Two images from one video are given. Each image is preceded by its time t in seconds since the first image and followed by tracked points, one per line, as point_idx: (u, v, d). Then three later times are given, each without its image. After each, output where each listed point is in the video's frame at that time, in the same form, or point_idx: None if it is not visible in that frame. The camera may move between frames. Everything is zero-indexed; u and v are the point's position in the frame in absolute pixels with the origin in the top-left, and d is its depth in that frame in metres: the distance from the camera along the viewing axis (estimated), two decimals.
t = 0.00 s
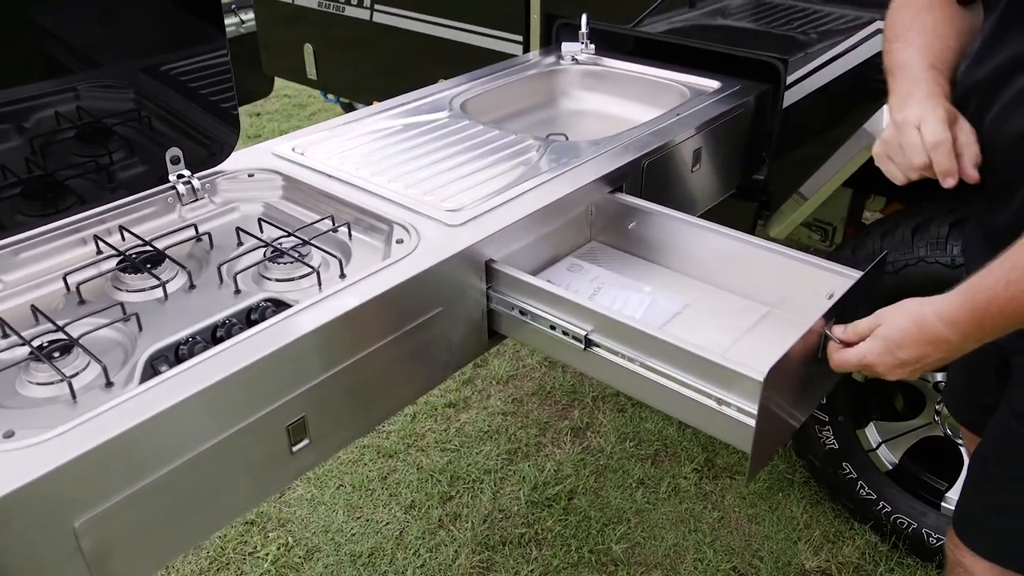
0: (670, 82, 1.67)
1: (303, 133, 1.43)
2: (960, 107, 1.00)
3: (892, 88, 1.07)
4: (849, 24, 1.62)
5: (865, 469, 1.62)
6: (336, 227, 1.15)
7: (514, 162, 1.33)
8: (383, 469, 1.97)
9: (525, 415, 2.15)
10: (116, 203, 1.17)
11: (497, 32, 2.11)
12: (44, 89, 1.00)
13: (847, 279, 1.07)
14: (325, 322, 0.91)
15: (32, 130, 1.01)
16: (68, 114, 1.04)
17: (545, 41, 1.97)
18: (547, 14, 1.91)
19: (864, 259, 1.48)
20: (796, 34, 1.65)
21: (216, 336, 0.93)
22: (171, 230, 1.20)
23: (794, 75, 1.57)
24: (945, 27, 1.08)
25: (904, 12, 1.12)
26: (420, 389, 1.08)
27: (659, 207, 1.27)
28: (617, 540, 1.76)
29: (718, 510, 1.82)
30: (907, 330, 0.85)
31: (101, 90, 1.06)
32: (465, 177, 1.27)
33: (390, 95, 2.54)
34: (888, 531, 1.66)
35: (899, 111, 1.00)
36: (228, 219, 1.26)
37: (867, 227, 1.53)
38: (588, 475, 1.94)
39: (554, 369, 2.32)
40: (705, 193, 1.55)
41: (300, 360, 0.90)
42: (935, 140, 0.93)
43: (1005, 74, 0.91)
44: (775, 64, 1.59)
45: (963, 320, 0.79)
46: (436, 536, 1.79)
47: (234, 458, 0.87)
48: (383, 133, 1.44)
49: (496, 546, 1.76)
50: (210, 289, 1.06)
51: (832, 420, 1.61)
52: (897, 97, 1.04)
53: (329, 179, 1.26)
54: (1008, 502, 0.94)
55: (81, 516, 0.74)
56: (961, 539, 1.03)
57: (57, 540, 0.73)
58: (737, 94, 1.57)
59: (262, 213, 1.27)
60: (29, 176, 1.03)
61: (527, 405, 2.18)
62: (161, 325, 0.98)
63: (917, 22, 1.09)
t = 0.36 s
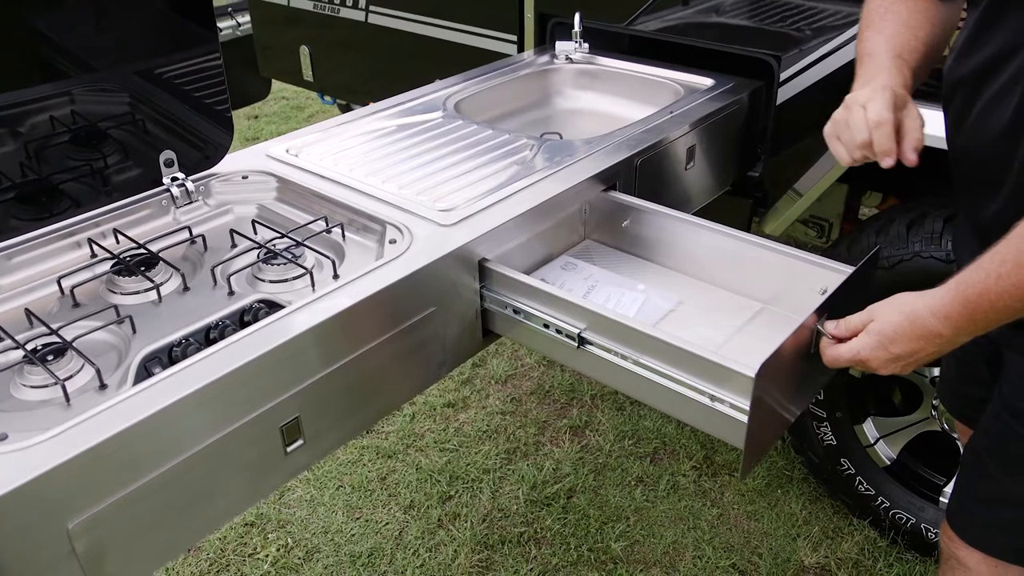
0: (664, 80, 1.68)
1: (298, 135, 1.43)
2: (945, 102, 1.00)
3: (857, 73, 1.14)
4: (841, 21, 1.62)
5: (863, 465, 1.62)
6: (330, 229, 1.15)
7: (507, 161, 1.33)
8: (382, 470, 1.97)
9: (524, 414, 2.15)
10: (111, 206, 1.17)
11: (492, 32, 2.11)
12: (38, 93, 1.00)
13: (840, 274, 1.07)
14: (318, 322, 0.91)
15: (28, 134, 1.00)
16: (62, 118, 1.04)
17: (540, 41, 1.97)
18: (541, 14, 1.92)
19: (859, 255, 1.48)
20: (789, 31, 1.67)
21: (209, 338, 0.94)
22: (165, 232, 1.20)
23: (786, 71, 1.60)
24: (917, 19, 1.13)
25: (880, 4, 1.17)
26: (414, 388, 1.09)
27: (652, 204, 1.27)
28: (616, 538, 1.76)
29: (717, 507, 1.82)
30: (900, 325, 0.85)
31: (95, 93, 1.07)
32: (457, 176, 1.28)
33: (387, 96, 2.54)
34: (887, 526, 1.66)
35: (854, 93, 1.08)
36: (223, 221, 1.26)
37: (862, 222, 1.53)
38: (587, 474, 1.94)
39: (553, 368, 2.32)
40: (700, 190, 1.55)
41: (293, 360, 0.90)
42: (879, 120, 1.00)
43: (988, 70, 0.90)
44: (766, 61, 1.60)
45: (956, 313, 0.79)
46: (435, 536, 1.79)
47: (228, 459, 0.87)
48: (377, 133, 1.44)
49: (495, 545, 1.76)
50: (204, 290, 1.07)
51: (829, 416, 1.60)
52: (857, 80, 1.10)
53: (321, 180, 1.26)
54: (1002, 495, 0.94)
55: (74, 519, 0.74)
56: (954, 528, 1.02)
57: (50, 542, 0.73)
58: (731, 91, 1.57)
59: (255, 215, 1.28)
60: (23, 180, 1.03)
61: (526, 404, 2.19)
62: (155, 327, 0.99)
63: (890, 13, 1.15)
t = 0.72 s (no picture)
0: (660, 83, 1.69)
1: (294, 140, 1.44)
2: (932, 103, 1.00)
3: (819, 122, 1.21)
4: (837, 23, 1.59)
5: (861, 466, 1.62)
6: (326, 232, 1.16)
7: (502, 164, 1.34)
8: (382, 473, 1.98)
9: (523, 417, 2.15)
10: (109, 211, 1.17)
11: (489, 36, 2.12)
12: (37, 99, 1.01)
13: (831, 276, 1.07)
14: (315, 324, 0.92)
15: (26, 140, 1.01)
16: (61, 124, 1.05)
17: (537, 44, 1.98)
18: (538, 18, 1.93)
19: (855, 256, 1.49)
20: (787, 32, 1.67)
21: (206, 341, 0.95)
22: (163, 237, 1.21)
23: (782, 74, 1.60)
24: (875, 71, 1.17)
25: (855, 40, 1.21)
26: (411, 390, 1.09)
27: (648, 207, 1.27)
28: (615, 540, 1.76)
29: (716, 509, 1.83)
30: (892, 325, 0.85)
31: (94, 99, 1.07)
32: (453, 179, 1.28)
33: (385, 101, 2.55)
34: (885, 527, 1.67)
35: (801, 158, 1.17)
36: (221, 225, 1.27)
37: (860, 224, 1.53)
38: (586, 476, 1.94)
39: (552, 371, 2.32)
40: (696, 193, 1.56)
41: (290, 362, 0.91)
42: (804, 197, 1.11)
43: (972, 70, 0.91)
44: (765, 63, 1.61)
45: (947, 314, 0.80)
46: (435, 538, 1.79)
47: (226, 461, 0.88)
48: (374, 137, 1.45)
49: (494, 547, 1.77)
50: (201, 294, 1.08)
51: (827, 417, 1.61)
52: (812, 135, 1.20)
53: (318, 183, 1.27)
54: (994, 493, 0.94)
55: (71, 521, 0.75)
56: (947, 529, 1.03)
57: (49, 545, 0.74)
58: (726, 94, 1.58)
59: (253, 219, 1.29)
60: (22, 187, 1.04)
61: (525, 407, 2.19)
62: (152, 330, 0.99)
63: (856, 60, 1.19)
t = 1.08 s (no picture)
0: (660, 86, 1.69)
1: (295, 143, 1.44)
2: (920, 107, 1.01)
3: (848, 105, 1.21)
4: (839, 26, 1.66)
5: (862, 468, 1.62)
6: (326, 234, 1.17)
7: (502, 167, 1.35)
8: (384, 475, 1.98)
9: (524, 419, 2.16)
10: (111, 215, 1.18)
11: (490, 40, 2.14)
12: (42, 104, 1.02)
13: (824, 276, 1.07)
14: (316, 326, 0.92)
15: (30, 144, 1.02)
16: (65, 128, 1.06)
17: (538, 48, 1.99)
18: (539, 22, 1.94)
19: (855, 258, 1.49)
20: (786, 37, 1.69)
21: (207, 342, 0.95)
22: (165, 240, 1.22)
23: (781, 77, 1.60)
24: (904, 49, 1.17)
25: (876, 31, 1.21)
26: (411, 391, 1.10)
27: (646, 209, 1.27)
28: (615, 542, 1.76)
29: (717, 511, 1.83)
30: (865, 307, 0.85)
31: (97, 103, 1.08)
32: (452, 182, 1.29)
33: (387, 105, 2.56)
34: (886, 529, 1.66)
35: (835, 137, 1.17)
36: (222, 228, 1.28)
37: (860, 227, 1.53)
38: (588, 479, 1.94)
39: (554, 374, 2.33)
40: (696, 195, 1.56)
41: (290, 363, 0.91)
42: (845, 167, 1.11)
43: (960, 73, 0.91)
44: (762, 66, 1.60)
45: (918, 292, 0.80)
46: (436, 541, 1.79)
47: (226, 461, 0.88)
48: (374, 141, 1.46)
49: (495, 550, 1.77)
50: (202, 296, 1.09)
51: (828, 420, 1.61)
52: (842, 120, 1.20)
53: (320, 187, 1.28)
54: (988, 496, 0.94)
55: (72, 520, 0.75)
56: (941, 532, 1.03)
57: (50, 544, 0.75)
58: (726, 97, 1.59)
59: (254, 222, 1.30)
60: (25, 191, 1.05)
61: (527, 410, 2.19)
62: (154, 332, 1.01)
63: (882, 42, 1.19)
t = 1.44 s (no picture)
0: (661, 86, 1.70)
1: (295, 143, 1.45)
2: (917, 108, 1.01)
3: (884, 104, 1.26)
4: (842, 26, 1.58)
5: (863, 469, 1.62)
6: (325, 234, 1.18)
7: (502, 167, 1.35)
8: (385, 475, 1.99)
9: (525, 419, 2.16)
10: (111, 215, 1.19)
11: (491, 41, 2.14)
12: (43, 104, 1.02)
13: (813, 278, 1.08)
14: (315, 325, 0.93)
15: (32, 144, 1.03)
16: (67, 128, 1.06)
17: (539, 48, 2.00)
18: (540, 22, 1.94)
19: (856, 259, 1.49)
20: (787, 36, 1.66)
21: (206, 341, 0.96)
22: (165, 240, 1.22)
23: (782, 77, 1.61)
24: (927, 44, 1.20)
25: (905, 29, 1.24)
26: (411, 391, 1.10)
27: (643, 209, 1.30)
28: (616, 542, 1.76)
29: (718, 512, 1.83)
30: (780, 285, 0.92)
31: (99, 103, 1.09)
32: (451, 181, 1.30)
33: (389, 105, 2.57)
34: (887, 530, 1.66)
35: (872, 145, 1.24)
36: (222, 228, 1.28)
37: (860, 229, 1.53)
38: (588, 479, 1.94)
39: (555, 374, 2.33)
40: (695, 196, 1.56)
41: (288, 362, 0.92)
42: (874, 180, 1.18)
43: (955, 76, 0.91)
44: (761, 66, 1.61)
45: (821, 276, 0.87)
46: (437, 540, 1.80)
47: (225, 460, 0.89)
48: (374, 141, 1.46)
49: (496, 549, 1.77)
50: (202, 296, 1.09)
51: (828, 420, 1.61)
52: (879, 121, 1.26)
53: (320, 186, 1.28)
54: (982, 497, 0.94)
55: (71, 518, 0.76)
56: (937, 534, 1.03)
57: (50, 543, 0.75)
58: (726, 97, 1.59)
59: (254, 222, 1.30)
60: (27, 191, 1.06)
61: (528, 410, 2.19)
62: (153, 331, 1.01)
63: (911, 42, 1.22)
